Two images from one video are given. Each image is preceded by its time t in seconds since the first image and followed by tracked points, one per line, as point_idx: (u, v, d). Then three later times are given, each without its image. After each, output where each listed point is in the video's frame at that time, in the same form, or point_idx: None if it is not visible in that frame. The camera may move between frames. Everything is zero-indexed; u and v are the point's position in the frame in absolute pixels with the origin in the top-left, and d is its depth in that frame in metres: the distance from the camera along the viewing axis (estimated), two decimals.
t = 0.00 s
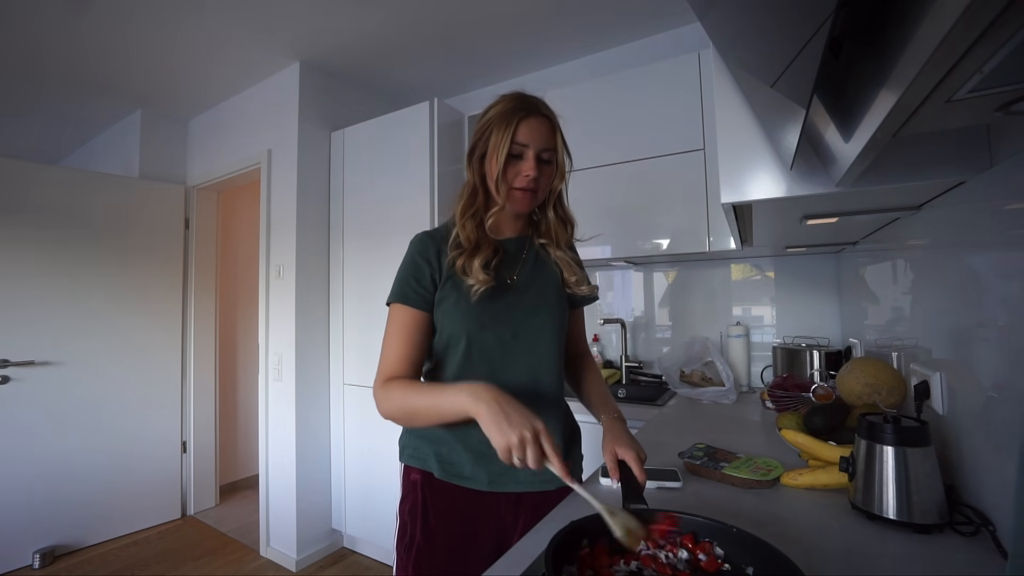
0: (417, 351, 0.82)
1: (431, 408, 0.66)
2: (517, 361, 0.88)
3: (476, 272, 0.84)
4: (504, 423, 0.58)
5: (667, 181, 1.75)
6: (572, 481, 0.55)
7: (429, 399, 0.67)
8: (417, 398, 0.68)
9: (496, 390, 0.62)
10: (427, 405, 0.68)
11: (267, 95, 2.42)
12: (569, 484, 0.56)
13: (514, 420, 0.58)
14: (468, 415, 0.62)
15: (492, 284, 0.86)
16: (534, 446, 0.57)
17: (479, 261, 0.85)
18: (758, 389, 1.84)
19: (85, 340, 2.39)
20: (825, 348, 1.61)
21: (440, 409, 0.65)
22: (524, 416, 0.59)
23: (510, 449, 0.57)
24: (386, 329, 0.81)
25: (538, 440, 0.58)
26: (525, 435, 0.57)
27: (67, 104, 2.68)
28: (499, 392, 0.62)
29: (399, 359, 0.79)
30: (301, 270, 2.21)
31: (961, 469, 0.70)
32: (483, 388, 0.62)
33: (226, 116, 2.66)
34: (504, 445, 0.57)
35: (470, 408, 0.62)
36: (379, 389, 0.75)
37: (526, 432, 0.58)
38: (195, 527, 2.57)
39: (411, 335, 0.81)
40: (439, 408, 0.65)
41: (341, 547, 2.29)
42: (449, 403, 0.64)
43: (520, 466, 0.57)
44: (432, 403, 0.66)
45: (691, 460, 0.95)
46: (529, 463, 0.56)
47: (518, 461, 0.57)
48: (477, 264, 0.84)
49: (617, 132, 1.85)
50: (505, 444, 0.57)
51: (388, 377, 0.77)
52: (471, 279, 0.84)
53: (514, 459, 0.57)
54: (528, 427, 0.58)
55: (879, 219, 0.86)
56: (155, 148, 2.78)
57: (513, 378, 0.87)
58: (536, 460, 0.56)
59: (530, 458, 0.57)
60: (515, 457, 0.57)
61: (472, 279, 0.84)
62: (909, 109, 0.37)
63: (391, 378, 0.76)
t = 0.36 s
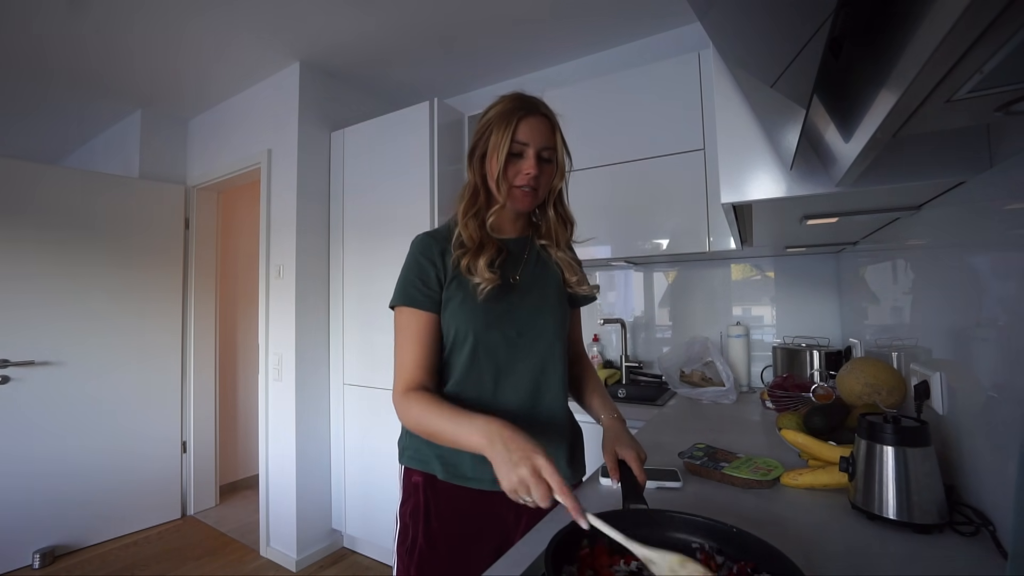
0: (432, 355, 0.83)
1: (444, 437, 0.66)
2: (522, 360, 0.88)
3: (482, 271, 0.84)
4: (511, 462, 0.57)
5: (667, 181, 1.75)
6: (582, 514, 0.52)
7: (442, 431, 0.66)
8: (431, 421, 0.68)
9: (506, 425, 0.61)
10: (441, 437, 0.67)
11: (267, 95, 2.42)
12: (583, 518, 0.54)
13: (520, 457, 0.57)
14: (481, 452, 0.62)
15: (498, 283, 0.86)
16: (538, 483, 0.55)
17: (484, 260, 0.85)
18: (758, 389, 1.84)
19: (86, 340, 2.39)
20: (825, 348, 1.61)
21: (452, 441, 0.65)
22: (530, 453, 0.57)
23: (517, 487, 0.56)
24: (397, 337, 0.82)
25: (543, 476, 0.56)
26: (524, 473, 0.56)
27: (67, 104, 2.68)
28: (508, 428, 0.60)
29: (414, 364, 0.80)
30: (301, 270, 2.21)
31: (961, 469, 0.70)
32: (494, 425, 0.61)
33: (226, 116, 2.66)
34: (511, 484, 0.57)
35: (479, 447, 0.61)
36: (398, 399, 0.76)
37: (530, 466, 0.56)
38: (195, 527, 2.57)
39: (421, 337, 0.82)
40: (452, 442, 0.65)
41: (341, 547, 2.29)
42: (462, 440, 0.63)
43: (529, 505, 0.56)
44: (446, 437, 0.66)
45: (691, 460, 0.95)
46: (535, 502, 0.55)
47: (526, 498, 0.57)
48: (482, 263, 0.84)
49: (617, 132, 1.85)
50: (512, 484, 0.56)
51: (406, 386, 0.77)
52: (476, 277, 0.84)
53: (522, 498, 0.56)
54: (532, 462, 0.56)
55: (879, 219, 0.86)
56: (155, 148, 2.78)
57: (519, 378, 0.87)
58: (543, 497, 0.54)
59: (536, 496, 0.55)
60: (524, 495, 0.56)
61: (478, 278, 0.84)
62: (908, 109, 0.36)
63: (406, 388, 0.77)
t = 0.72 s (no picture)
0: (420, 353, 0.82)
1: (431, 420, 0.67)
2: (518, 360, 0.87)
3: (479, 272, 0.84)
4: (499, 434, 0.60)
5: (667, 181, 1.75)
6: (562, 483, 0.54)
7: (426, 415, 0.68)
8: (416, 408, 0.69)
9: (492, 405, 0.64)
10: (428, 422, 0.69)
11: (267, 95, 2.42)
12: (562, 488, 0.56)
13: (507, 431, 0.60)
14: (466, 432, 0.64)
15: (494, 284, 0.86)
16: (524, 453, 0.58)
17: (481, 261, 0.85)
18: (758, 389, 1.84)
19: (86, 340, 2.39)
20: (825, 348, 1.61)
21: (437, 422, 0.67)
22: (516, 428, 0.60)
23: (502, 456, 0.58)
24: (387, 331, 0.82)
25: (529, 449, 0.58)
26: (511, 442, 0.58)
27: (67, 104, 2.68)
28: (493, 406, 0.63)
29: (402, 359, 0.81)
30: (301, 270, 2.21)
31: (961, 469, 0.70)
32: (479, 404, 0.64)
33: (226, 116, 2.66)
34: (497, 454, 0.59)
35: (467, 425, 0.63)
36: (383, 393, 0.77)
37: (516, 439, 0.59)
38: (195, 527, 2.57)
39: (415, 335, 0.82)
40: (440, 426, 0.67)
41: (341, 547, 2.29)
42: (448, 421, 0.65)
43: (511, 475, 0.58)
44: (431, 421, 0.68)
45: (691, 460, 0.95)
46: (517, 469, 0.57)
47: (509, 469, 0.58)
48: (479, 263, 0.84)
49: (617, 132, 1.85)
50: (498, 454, 0.58)
51: (395, 380, 0.78)
52: (473, 278, 0.84)
53: (506, 469, 0.58)
54: (519, 435, 0.59)
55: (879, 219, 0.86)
56: (155, 148, 2.78)
57: (513, 378, 0.87)
58: (526, 466, 0.57)
59: (520, 465, 0.57)
60: (507, 465, 0.58)
61: (474, 279, 0.84)
62: (909, 109, 0.36)
63: (395, 381, 0.78)
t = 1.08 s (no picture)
0: (415, 354, 0.83)
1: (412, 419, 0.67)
2: (514, 361, 0.87)
3: (474, 272, 0.84)
4: (468, 434, 0.59)
5: (667, 181, 1.75)
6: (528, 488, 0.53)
7: (408, 412, 0.68)
8: (400, 404, 0.69)
9: (469, 408, 0.63)
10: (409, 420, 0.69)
11: (267, 95, 2.42)
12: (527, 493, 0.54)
13: (479, 431, 0.59)
14: (443, 432, 0.63)
15: (490, 285, 0.86)
16: (491, 454, 0.56)
17: (477, 262, 0.85)
18: (758, 389, 1.84)
19: (87, 340, 2.40)
20: (825, 348, 1.61)
21: (418, 421, 0.67)
22: (490, 430, 0.59)
23: (469, 457, 0.57)
24: (384, 331, 0.82)
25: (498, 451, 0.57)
26: (480, 443, 0.57)
27: (67, 104, 2.68)
28: (471, 409, 0.63)
29: (397, 358, 0.80)
30: (301, 271, 2.21)
31: (961, 469, 0.70)
32: (457, 406, 0.63)
33: (226, 116, 2.66)
34: (464, 454, 0.57)
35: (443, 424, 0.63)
36: (375, 388, 0.76)
37: (485, 441, 0.58)
38: (196, 527, 2.57)
39: (411, 335, 0.82)
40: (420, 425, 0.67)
41: (341, 547, 2.29)
42: (427, 420, 0.65)
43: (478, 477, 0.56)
44: (412, 419, 0.67)
45: (691, 460, 0.95)
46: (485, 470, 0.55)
47: (477, 470, 0.57)
48: (475, 264, 0.85)
49: (617, 132, 1.85)
50: (464, 453, 0.57)
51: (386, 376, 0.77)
52: (468, 279, 0.84)
53: (472, 470, 0.57)
54: (491, 436, 0.58)
55: (879, 219, 0.86)
56: (155, 148, 2.78)
57: (510, 378, 0.87)
58: (492, 467, 0.55)
59: (487, 466, 0.56)
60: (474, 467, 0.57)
61: (469, 280, 0.84)
62: (909, 108, 0.36)
63: (387, 378, 0.77)
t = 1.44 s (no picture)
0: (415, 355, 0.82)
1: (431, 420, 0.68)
2: (517, 360, 0.87)
3: (474, 272, 0.84)
4: (499, 434, 0.60)
5: (667, 181, 1.75)
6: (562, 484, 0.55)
7: (425, 413, 0.68)
8: (415, 404, 0.70)
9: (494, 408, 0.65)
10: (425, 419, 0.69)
11: (267, 95, 2.41)
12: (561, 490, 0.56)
13: (508, 430, 0.61)
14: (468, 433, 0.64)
15: (490, 284, 0.86)
16: (524, 453, 0.58)
17: (476, 261, 0.85)
18: (758, 389, 1.84)
19: (87, 340, 2.40)
20: (825, 348, 1.61)
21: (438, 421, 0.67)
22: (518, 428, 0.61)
23: (503, 456, 0.59)
24: (382, 333, 0.82)
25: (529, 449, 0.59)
26: (513, 442, 0.59)
27: (67, 104, 2.68)
28: (496, 408, 0.65)
29: (396, 356, 0.80)
30: (302, 271, 2.21)
31: (961, 469, 0.70)
32: (481, 406, 0.65)
33: (226, 116, 2.66)
34: (497, 453, 0.59)
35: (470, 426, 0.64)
36: (377, 390, 0.76)
37: (515, 439, 0.60)
38: (196, 527, 2.57)
39: (411, 335, 0.82)
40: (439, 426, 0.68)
41: (341, 547, 2.28)
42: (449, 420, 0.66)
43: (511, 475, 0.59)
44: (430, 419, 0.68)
45: (691, 460, 0.95)
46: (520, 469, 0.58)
47: (510, 469, 0.59)
48: (475, 264, 0.85)
49: (617, 132, 1.85)
50: (498, 453, 0.59)
51: (387, 375, 0.77)
52: (468, 279, 0.84)
53: (506, 468, 0.59)
54: (521, 434, 0.60)
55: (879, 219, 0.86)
56: (155, 148, 2.78)
57: (513, 377, 0.87)
58: (526, 466, 0.58)
59: (520, 465, 0.58)
60: (507, 465, 0.59)
61: (470, 280, 0.84)
62: (909, 109, 0.36)
63: (388, 377, 0.77)
